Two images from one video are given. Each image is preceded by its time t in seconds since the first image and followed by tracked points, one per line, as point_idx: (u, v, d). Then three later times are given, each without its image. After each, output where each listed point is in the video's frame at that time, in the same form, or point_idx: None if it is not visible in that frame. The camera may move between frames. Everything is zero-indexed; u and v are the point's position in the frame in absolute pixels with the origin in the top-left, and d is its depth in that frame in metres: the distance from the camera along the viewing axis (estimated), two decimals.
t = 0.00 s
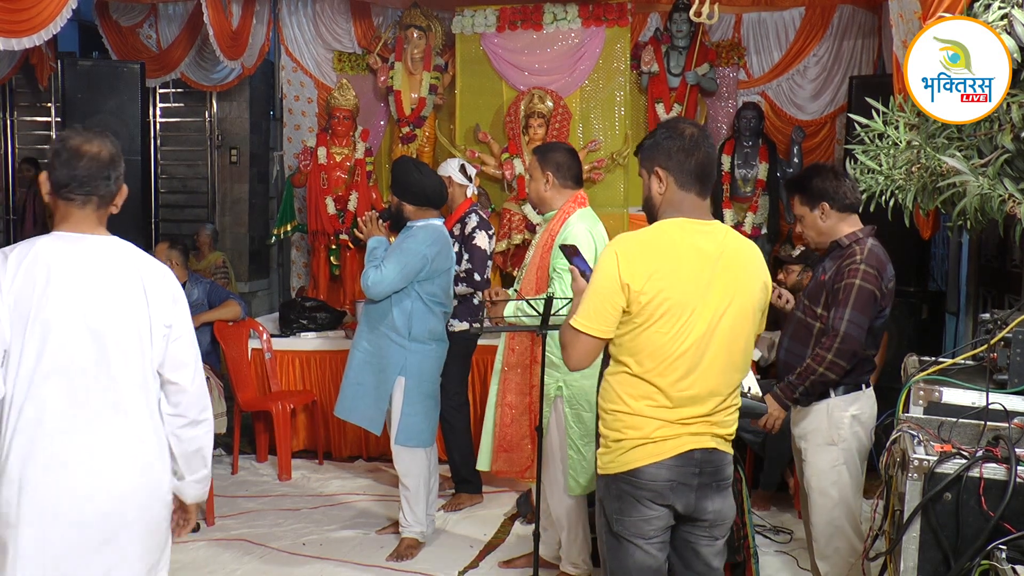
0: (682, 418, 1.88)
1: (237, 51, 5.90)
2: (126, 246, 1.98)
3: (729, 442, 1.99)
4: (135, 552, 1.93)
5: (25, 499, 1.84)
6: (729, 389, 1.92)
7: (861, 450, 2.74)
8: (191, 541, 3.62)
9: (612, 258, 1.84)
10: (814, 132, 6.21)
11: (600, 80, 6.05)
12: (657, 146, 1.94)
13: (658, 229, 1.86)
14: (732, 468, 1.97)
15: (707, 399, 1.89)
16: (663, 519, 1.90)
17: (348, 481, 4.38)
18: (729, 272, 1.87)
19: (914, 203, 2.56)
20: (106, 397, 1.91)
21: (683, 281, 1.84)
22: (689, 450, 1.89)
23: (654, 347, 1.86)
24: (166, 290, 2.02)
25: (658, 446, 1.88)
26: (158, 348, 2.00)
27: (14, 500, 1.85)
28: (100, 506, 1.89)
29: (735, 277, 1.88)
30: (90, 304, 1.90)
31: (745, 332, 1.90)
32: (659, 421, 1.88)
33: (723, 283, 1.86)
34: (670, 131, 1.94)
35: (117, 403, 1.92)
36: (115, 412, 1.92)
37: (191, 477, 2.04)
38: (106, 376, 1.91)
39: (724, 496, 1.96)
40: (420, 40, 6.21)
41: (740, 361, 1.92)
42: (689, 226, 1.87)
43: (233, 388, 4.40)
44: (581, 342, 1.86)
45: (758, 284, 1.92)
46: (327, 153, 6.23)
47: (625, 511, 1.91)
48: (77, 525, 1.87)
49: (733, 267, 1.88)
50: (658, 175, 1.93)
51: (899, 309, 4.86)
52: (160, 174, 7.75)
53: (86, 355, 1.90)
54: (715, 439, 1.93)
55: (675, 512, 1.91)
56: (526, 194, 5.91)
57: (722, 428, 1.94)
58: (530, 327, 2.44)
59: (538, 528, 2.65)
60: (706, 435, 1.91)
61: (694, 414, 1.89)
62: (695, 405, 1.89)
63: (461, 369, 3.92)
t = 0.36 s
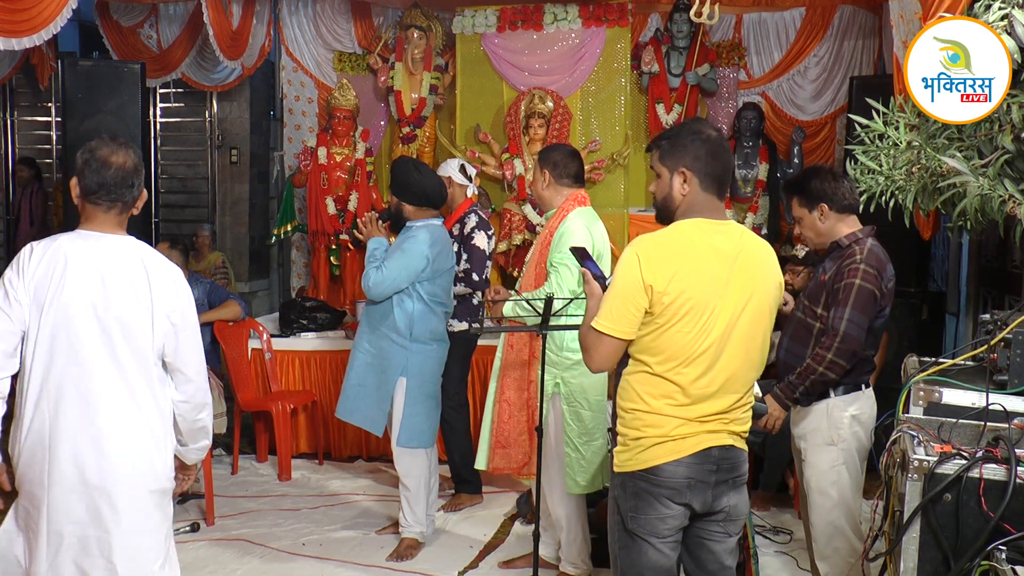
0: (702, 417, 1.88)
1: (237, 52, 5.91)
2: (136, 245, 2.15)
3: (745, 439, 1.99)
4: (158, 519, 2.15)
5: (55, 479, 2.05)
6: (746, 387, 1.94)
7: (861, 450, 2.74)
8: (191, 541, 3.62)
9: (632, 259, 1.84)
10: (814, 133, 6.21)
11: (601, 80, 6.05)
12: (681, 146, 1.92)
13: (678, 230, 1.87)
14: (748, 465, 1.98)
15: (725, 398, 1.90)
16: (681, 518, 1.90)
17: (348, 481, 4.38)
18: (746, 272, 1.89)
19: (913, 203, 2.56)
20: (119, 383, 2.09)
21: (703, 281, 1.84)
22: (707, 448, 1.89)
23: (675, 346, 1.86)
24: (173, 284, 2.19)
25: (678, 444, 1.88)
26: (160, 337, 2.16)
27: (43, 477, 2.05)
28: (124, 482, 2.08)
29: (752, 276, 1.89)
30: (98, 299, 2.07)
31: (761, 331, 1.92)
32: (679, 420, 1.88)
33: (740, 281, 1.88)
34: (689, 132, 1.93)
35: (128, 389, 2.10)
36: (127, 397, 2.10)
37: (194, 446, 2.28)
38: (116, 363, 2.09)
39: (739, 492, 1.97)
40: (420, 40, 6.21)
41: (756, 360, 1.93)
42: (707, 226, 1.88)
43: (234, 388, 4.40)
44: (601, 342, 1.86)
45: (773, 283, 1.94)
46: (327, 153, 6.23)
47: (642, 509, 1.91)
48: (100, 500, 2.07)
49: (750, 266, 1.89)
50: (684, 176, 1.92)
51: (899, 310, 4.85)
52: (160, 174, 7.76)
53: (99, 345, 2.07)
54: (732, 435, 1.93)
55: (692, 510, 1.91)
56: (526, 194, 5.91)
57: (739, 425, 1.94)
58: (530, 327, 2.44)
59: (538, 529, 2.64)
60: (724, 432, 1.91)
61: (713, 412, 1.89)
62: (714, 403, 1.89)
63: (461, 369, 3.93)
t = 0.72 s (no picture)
0: (709, 416, 1.89)
1: (237, 52, 5.92)
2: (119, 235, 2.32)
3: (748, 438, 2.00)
4: (154, 486, 2.33)
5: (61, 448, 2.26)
6: (752, 389, 1.95)
7: (861, 450, 2.74)
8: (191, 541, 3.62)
9: (645, 260, 1.83)
10: (815, 133, 6.21)
11: (601, 80, 6.05)
12: (691, 147, 1.91)
13: (689, 231, 1.86)
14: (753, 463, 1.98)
15: (733, 399, 1.91)
16: (687, 518, 1.90)
17: (348, 480, 4.38)
18: (755, 275, 1.89)
19: (914, 204, 2.56)
20: (110, 362, 2.27)
21: (714, 283, 1.84)
22: (713, 447, 1.89)
23: (685, 347, 1.85)
24: (153, 267, 2.33)
25: (685, 444, 1.88)
26: (148, 318, 2.32)
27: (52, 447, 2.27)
28: (120, 447, 2.27)
29: (760, 278, 1.90)
30: (87, 286, 2.26)
31: (768, 333, 1.93)
32: (687, 420, 1.88)
33: (749, 283, 1.89)
34: (698, 133, 1.92)
35: (119, 366, 2.28)
36: (119, 375, 2.28)
37: (193, 423, 2.38)
38: (108, 344, 2.27)
39: (745, 492, 1.97)
40: (420, 40, 6.21)
41: (763, 362, 1.94)
42: (717, 228, 1.88)
43: (234, 387, 4.40)
44: (612, 343, 1.85)
45: (780, 286, 1.95)
46: (328, 152, 6.23)
47: (648, 509, 1.90)
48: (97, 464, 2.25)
49: (759, 270, 1.90)
50: (693, 178, 1.92)
51: (899, 310, 4.85)
52: (160, 174, 7.76)
53: (87, 324, 2.26)
54: (737, 434, 1.93)
55: (698, 510, 1.91)
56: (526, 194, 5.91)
57: (744, 425, 1.95)
58: (531, 326, 2.44)
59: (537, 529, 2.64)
60: (730, 431, 1.92)
61: (721, 412, 1.90)
62: (722, 404, 1.90)
63: (461, 369, 3.93)
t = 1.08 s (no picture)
0: (707, 416, 1.88)
1: (237, 52, 5.92)
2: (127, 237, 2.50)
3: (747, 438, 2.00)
4: (148, 472, 2.50)
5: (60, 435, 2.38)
6: (751, 388, 1.94)
7: (862, 450, 2.74)
8: (192, 541, 3.62)
9: (641, 260, 1.84)
10: (815, 133, 6.20)
11: (601, 79, 6.05)
12: (688, 147, 1.92)
13: (684, 231, 1.87)
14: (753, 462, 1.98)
15: (732, 398, 1.91)
16: (687, 519, 1.90)
17: (348, 480, 4.38)
18: (751, 273, 1.89)
19: (914, 204, 2.56)
20: (119, 352, 2.44)
21: (710, 281, 1.84)
22: (712, 447, 1.89)
23: (681, 346, 1.86)
24: (158, 270, 2.56)
25: (683, 443, 1.88)
26: (153, 312, 2.54)
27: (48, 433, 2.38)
28: (122, 434, 2.44)
29: (757, 276, 1.90)
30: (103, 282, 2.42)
31: (766, 331, 1.93)
32: (685, 419, 1.88)
33: (746, 282, 1.88)
34: (696, 132, 1.92)
35: (127, 357, 2.46)
36: (125, 364, 2.46)
37: (180, 412, 2.60)
38: (117, 335, 2.44)
39: (745, 493, 1.97)
40: (420, 40, 6.21)
41: (761, 360, 1.94)
42: (713, 227, 1.88)
43: (234, 387, 4.40)
44: (610, 343, 1.85)
45: (778, 284, 1.95)
46: (328, 152, 6.23)
47: (647, 510, 1.90)
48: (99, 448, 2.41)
49: (756, 268, 1.90)
50: (686, 176, 1.92)
51: (899, 310, 4.84)
52: (160, 174, 7.75)
53: (99, 318, 2.42)
54: (737, 433, 1.93)
55: (699, 511, 1.91)
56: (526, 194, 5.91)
57: (743, 424, 1.95)
58: (531, 326, 2.44)
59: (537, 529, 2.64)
60: (729, 430, 1.92)
61: (720, 411, 1.89)
62: (720, 403, 1.89)
63: (461, 369, 3.93)
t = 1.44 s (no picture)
0: (701, 416, 1.88)
1: (237, 52, 5.92)
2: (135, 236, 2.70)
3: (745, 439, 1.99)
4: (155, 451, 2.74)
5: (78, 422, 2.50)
6: (745, 388, 1.93)
7: (862, 450, 2.74)
8: (192, 541, 3.62)
9: (630, 259, 1.85)
10: (815, 133, 6.20)
11: (601, 79, 6.05)
12: (683, 146, 1.92)
13: (674, 229, 1.88)
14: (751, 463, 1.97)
15: (725, 398, 1.90)
16: (682, 519, 1.90)
17: (348, 480, 4.38)
18: (742, 271, 1.89)
19: (914, 204, 2.56)
20: (134, 343, 2.63)
21: (700, 280, 1.85)
22: (706, 447, 1.88)
23: (672, 345, 1.86)
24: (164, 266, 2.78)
25: (676, 442, 1.88)
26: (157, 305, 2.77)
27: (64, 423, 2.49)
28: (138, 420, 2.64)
29: (749, 275, 1.90)
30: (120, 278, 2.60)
31: (760, 330, 1.92)
32: (677, 419, 1.88)
33: (737, 281, 1.88)
34: (695, 131, 1.92)
35: (140, 347, 2.64)
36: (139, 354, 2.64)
37: (177, 393, 2.89)
38: (133, 327, 2.63)
39: (743, 494, 1.96)
40: (420, 40, 6.21)
41: (755, 361, 1.93)
42: (704, 227, 1.89)
43: (234, 387, 4.40)
44: (603, 342, 1.86)
45: (772, 283, 1.94)
46: (328, 152, 6.23)
47: (641, 510, 1.90)
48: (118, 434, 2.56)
49: (747, 267, 1.90)
50: (678, 174, 1.93)
51: (899, 310, 4.84)
52: (160, 174, 7.74)
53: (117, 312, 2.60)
54: (732, 434, 1.92)
55: (693, 511, 1.90)
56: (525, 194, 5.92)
57: (739, 425, 1.94)
58: (530, 326, 2.44)
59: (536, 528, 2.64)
60: (724, 430, 1.91)
61: (713, 411, 1.89)
62: (713, 403, 1.89)
63: (461, 369, 3.93)
